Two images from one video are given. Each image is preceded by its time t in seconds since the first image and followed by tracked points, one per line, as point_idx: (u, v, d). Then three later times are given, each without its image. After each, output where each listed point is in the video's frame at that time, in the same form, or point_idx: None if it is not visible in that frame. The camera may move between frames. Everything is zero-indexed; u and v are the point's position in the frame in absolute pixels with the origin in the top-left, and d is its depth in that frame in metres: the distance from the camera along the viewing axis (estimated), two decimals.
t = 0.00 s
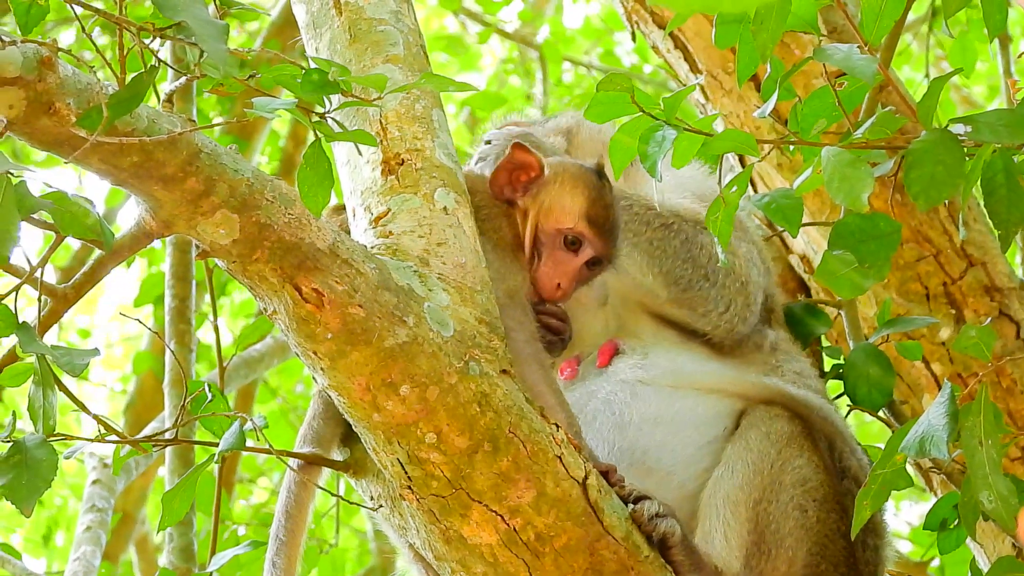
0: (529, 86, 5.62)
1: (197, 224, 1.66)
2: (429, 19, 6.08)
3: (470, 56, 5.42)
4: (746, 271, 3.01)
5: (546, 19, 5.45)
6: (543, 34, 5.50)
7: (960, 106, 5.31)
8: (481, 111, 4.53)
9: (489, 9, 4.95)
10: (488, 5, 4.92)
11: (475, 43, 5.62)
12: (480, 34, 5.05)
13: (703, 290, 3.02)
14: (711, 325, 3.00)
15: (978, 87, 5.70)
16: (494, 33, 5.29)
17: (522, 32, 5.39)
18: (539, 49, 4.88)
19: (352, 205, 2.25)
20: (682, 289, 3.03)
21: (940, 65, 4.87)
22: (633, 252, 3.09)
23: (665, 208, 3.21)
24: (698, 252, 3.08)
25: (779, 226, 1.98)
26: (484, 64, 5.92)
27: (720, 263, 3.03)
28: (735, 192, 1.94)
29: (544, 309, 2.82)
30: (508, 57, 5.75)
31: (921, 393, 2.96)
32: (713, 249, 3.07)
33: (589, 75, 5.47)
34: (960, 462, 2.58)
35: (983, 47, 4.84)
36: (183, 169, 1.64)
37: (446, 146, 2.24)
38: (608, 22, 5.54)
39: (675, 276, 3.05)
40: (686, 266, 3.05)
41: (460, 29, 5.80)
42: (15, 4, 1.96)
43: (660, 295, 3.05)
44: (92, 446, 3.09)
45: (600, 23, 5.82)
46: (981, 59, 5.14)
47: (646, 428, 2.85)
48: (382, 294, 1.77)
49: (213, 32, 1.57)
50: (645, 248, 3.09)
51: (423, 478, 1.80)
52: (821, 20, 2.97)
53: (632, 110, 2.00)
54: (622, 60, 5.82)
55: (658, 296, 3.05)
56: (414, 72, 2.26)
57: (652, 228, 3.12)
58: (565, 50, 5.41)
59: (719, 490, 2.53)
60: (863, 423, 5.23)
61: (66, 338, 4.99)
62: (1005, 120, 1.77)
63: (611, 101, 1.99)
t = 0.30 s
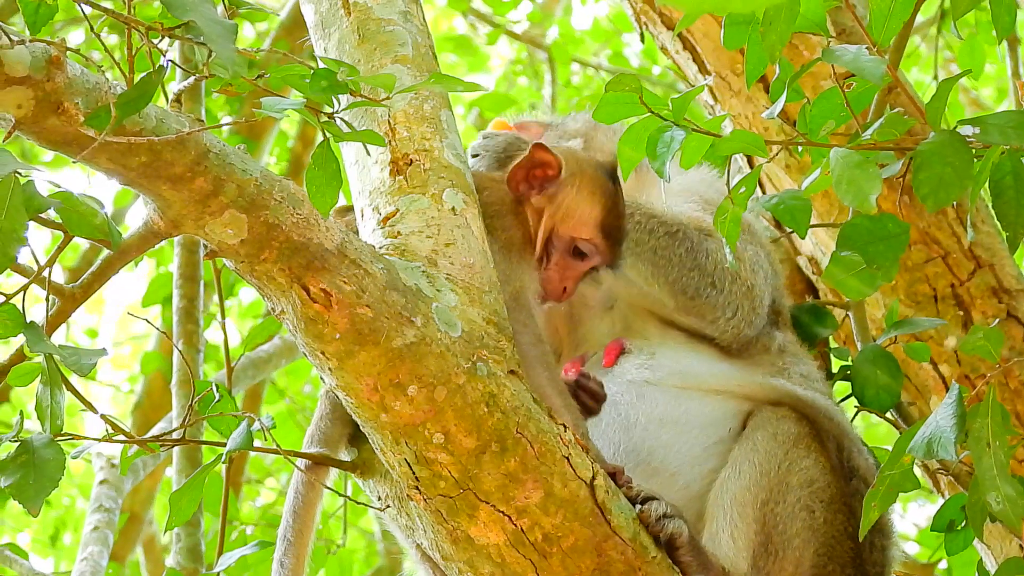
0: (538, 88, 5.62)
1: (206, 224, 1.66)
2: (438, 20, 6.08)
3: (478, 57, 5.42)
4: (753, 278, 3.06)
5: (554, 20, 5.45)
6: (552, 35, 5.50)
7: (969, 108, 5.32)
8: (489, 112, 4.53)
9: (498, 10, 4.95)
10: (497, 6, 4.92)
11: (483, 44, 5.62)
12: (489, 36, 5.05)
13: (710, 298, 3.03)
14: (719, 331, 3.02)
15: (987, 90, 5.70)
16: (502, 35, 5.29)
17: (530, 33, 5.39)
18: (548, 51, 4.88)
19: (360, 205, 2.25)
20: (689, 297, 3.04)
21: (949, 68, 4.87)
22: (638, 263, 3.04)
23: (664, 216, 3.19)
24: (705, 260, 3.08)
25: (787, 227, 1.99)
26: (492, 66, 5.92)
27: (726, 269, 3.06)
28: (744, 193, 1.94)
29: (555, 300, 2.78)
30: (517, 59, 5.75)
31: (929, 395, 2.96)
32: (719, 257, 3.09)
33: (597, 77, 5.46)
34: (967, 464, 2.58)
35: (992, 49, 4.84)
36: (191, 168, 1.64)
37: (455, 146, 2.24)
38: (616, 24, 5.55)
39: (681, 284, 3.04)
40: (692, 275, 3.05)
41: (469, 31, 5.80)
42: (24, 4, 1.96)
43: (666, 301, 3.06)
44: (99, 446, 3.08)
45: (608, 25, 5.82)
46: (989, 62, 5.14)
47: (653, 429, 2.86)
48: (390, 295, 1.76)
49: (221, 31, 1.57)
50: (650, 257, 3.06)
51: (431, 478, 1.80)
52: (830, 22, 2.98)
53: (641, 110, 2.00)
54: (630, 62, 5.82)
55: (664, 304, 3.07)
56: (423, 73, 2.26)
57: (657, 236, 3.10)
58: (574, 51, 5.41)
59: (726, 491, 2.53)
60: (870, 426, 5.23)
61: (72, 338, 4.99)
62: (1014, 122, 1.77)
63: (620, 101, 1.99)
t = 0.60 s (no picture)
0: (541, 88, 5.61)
1: (209, 224, 1.66)
2: (441, 20, 6.09)
3: (482, 57, 5.42)
4: (753, 280, 3.06)
5: (558, 21, 5.45)
6: (556, 35, 5.50)
7: (972, 109, 5.32)
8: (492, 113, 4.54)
9: (502, 10, 4.95)
10: (500, 6, 4.92)
11: (487, 44, 5.62)
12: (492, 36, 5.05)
13: (711, 303, 3.02)
14: (720, 334, 3.01)
15: (990, 91, 5.70)
16: (505, 35, 5.29)
17: (534, 33, 5.39)
18: (551, 52, 4.88)
19: (363, 206, 2.26)
20: (690, 302, 3.03)
21: (953, 68, 4.87)
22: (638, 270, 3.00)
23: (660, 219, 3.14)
24: (705, 264, 3.06)
25: (790, 228, 1.99)
26: (495, 66, 5.92)
27: (726, 273, 3.05)
28: (746, 194, 1.94)
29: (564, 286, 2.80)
30: (521, 59, 5.75)
31: (931, 396, 2.96)
32: (719, 261, 3.08)
33: (601, 77, 5.46)
34: (969, 465, 2.58)
35: (997, 50, 4.83)
36: (195, 169, 1.64)
37: (458, 147, 2.23)
38: (620, 24, 5.55)
39: (681, 290, 3.02)
40: (693, 280, 3.03)
41: (472, 31, 5.80)
42: (28, 4, 1.96)
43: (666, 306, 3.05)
44: (102, 446, 3.09)
45: (611, 25, 5.82)
46: (993, 62, 5.14)
47: (654, 429, 2.86)
48: (394, 295, 1.76)
49: (225, 33, 1.56)
50: (649, 263, 3.02)
51: (434, 479, 1.80)
52: (833, 23, 2.98)
53: (644, 111, 2.00)
54: (633, 62, 5.82)
55: (665, 309, 3.06)
56: (426, 73, 2.26)
57: (655, 240, 3.05)
58: (577, 51, 5.41)
59: (728, 492, 2.54)
60: (873, 426, 5.23)
61: (74, 338, 5.00)
62: (1017, 124, 1.77)
63: (623, 102, 1.99)
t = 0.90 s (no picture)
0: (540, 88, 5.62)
1: (209, 225, 1.66)
2: (440, 20, 6.09)
3: (481, 57, 5.42)
4: (755, 283, 3.05)
5: (557, 21, 5.45)
6: (554, 35, 5.50)
7: (971, 110, 5.32)
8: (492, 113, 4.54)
9: (501, 10, 4.95)
10: (499, 7, 4.92)
11: (485, 44, 5.62)
12: (492, 36, 5.05)
13: (715, 306, 2.99)
14: (723, 337, 2.99)
15: (989, 92, 5.70)
16: (505, 35, 5.29)
17: (532, 33, 5.39)
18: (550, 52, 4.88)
19: (362, 207, 2.26)
20: (694, 305, 2.99)
21: (951, 68, 4.87)
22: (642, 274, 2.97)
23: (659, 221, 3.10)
24: (707, 267, 3.04)
25: (789, 229, 1.99)
26: (494, 66, 5.93)
27: (729, 275, 3.02)
28: (746, 195, 1.94)
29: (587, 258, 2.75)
30: (519, 59, 5.74)
31: (930, 397, 2.96)
32: (722, 264, 3.05)
33: (599, 77, 5.46)
34: (968, 465, 2.58)
35: (996, 50, 4.83)
36: (194, 170, 1.64)
37: (457, 148, 2.23)
38: (619, 24, 5.55)
39: (685, 293, 2.99)
40: (697, 283, 3.00)
41: (472, 32, 5.81)
42: (27, 5, 1.96)
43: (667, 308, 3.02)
44: (101, 447, 3.09)
45: (610, 25, 5.83)
46: (992, 63, 5.14)
47: (656, 432, 2.87)
48: (393, 296, 1.77)
49: (224, 33, 1.57)
50: (653, 267, 2.99)
51: (433, 480, 1.80)
52: (832, 24, 2.98)
53: (644, 113, 2.00)
54: (632, 62, 5.82)
55: (668, 312, 3.02)
56: (426, 74, 2.26)
57: (655, 244, 3.01)
58: (576, 51, 5.41)
59: (728, 493, 2.54)
60: (871, 426, 5.24)
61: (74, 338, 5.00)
62: (1017, 125, 1.77)
63: (623, 103, 1.99)
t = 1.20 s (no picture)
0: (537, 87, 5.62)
1: (207, 226, 1.66)
2: (437, 19, 6.09)
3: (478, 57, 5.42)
4: (756, 285, 3.05)
5: (554, 20, 5.45)
6: (551, 34, 5.50)
7: (968, 109, 5.31)
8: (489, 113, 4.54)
9: (498, 9, 4.96)
10: (497, 7, 4.92)
11: (483, 44, 5.62)
12: (489, 35, 5.05)
13: (716, 308, 3.00)
14: (723, 340, 2.99)
15: (986, 91, 5.70)
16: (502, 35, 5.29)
17: (530, 33, 5.39)
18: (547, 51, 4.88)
19: (361, 207, 2.26)
20: (694, 308, 3.00)
21: (949, 67, 4.87)
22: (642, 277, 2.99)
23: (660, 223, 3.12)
24: (708, 269, 3.04)
25: (787, 230, 2.00)
26: (491, 66, 5.93)
27: (729, 277, 3.03)
28: (745, 196, 1.94)
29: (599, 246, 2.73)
30: (516, 58, 5.74)
31: (928, 397, 2.97)
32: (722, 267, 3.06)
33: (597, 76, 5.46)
34: (966, 465, 2.58)
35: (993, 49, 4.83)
36: (193, 171, 1.64)
37: (456, 149, 2.23)
38: (616, 24, 5.55)
39: (687, 296, 3.00)
40: (698, 286, 3.01)
41: (469, 31, 5.81)
42: (25, 6, 1.96)
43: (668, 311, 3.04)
44: (99, 447, 3.09)
45: (607, 25, 5.83)
46: (989, 61, 5.14)
47: (655, 433, 2.85)
48: (392, 297, 1.77)
49: (223, 34, 1.57)
50: (653, 269, 3.00)
51: (432, 480, 1.81)
52: (831, 24, 2.98)
53: (643, 113, 2.00)
54: (629, 61, 5.82)
55: (669, 314, 3.03)
56: (424, 75, 2.26)
57: (656, 247, 3.03)
58: (573, 51, 5.41)
59: (725, 493, 2.53)
60: (869, 426, 5.24)
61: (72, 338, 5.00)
62: (1014, 126, 1.77)
63: (621, 104, 1.99)
